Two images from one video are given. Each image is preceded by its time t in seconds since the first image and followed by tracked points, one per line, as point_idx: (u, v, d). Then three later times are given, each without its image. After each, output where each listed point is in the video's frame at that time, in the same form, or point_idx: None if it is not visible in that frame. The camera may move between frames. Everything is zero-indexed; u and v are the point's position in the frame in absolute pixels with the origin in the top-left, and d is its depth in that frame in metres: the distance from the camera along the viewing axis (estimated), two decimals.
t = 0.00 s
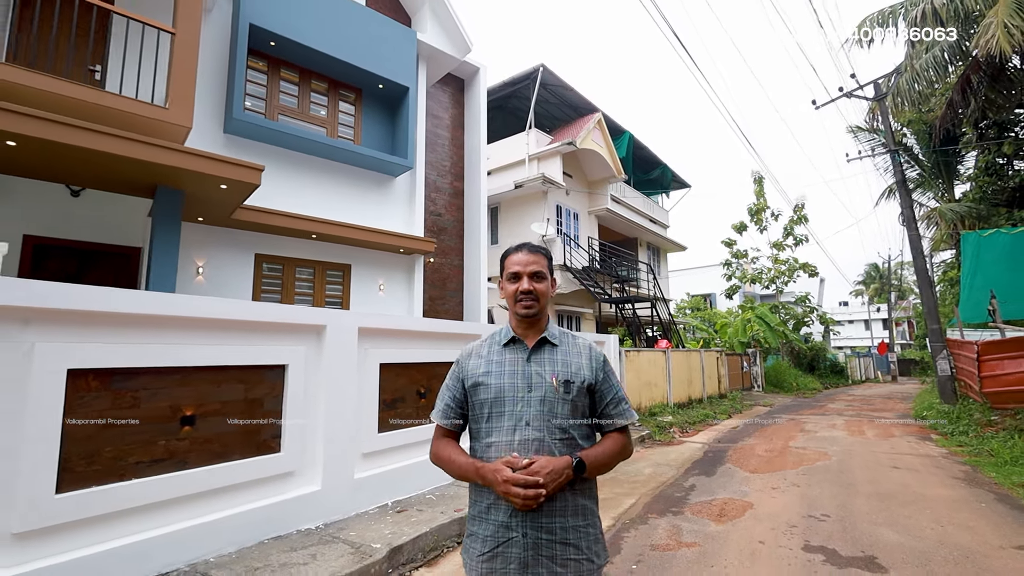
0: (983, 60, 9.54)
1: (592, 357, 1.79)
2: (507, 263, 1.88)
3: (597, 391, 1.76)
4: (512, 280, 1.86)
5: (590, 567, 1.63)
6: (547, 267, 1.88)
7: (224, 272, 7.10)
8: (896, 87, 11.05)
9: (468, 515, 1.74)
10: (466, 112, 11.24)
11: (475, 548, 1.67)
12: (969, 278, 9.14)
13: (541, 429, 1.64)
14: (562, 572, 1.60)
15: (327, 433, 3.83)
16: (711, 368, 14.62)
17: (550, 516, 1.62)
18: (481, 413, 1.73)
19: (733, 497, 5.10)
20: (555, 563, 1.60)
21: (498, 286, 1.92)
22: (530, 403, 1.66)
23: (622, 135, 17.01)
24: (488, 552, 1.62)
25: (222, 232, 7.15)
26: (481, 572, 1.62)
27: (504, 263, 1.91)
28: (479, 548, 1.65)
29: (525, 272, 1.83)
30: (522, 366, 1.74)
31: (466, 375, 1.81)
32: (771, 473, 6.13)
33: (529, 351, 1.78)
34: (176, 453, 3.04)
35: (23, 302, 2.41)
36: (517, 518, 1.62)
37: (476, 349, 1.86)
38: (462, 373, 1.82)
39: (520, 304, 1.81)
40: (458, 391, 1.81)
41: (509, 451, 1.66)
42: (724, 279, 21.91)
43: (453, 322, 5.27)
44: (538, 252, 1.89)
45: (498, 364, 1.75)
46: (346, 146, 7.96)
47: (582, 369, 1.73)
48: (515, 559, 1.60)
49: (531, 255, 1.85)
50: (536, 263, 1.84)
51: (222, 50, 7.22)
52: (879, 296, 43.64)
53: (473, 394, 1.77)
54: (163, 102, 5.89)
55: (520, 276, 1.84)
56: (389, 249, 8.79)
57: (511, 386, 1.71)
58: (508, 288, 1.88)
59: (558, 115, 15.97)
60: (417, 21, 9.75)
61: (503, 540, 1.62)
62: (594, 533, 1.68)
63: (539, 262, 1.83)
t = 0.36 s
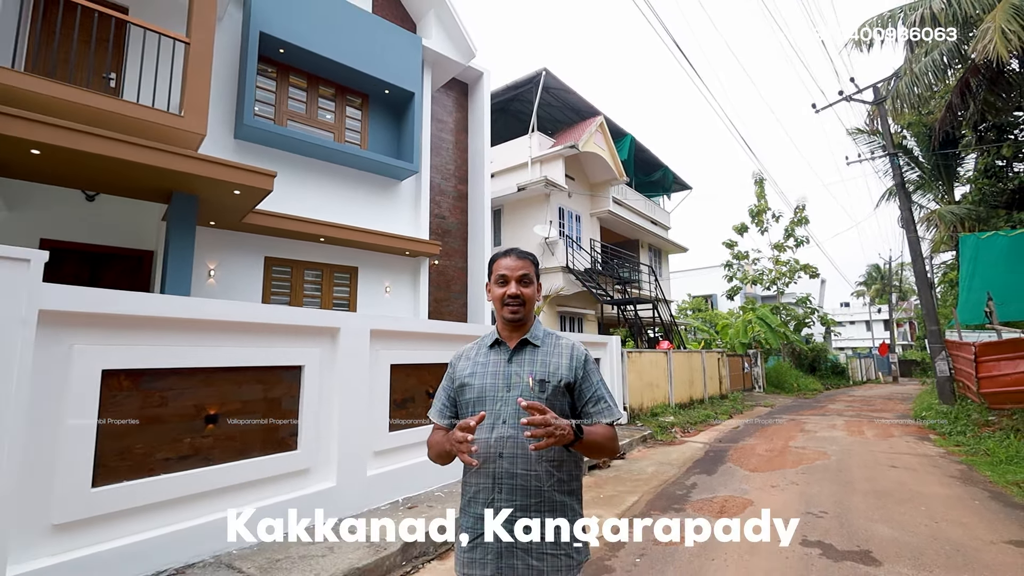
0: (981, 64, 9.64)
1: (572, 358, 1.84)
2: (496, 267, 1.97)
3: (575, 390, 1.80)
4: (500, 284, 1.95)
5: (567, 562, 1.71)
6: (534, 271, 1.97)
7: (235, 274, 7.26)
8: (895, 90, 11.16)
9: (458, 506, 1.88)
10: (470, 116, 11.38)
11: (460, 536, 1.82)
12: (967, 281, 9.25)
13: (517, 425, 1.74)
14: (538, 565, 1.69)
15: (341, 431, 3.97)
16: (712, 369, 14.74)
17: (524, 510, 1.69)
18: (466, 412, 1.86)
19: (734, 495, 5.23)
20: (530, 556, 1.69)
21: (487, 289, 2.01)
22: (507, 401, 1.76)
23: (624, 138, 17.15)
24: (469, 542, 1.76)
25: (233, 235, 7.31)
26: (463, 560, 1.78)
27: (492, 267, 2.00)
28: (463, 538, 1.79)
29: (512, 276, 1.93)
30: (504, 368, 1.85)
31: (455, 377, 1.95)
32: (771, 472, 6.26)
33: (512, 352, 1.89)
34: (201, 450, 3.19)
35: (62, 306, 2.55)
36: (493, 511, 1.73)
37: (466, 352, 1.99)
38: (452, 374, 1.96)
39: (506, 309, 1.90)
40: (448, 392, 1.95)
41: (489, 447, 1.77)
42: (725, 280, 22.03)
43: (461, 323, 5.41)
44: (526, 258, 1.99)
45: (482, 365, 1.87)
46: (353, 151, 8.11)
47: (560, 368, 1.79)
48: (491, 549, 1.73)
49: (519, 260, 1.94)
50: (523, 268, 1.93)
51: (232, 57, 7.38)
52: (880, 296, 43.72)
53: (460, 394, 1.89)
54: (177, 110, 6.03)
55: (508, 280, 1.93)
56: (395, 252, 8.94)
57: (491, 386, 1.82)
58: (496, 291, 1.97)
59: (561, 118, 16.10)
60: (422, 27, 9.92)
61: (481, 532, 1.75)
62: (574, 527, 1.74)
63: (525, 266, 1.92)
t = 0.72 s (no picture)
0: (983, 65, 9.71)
1: (572, 363, 1.77)
2: (498, 269, 1.95)
3: (575, 398, 1.74)
4: (503, 287, 1.93)
5: (561, 568, 1.71)
6: (538, 275, 1.94)
7: (246, 276, 7.40)
8: (897, 91, 11.23)
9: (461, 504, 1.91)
10: (475, 118, 11.49)
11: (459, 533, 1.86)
12: (969, 282, 9.34)
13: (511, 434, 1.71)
14: (531, 571, 1.70)
15: (354, 429, 4.10)
16: (715, 369, 14.82)
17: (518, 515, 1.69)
18: (468, 415, 1.86)
19: (736, 492, 5.35)
20: (524, 561, 1.71)
21: (490, 291, 1.99)
22: (503, 407, 1.74)
23: (627, 139, 17.25)
24: (466, 542, 1.80)
25: (243, 237, 7.44)
26: (462, 559, 1.83)
27: (496, 269, 1.98)
28: (462, 538, 1.83)
29: (515, 279, 1.89)
30: (503, 372, 1.83)
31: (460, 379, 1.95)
32: (773, 470, 6.36)
33: (511, 356, 1.86)
34: (223, 446, 3.31)
35: (96, 308, 2.70)
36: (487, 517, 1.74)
37: (471, 354, 2.00)
38: (456, 376, 1.97)
39: (508, 311, 1.89)
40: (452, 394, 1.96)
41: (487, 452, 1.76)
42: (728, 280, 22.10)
43: (468, 324, 5.53)
44: (530, 260, 1.95)
45: (483, 369, 1.87)
46: (361, 154, 8.24)
47: (558, 375, 1.74)
48: (486, 552, 1.75)
49: (522, 263, 1.91)
50: (526, 272, 1.90)
51: (243, 63, 7.52)
52: (882, 296, 43.70)
53: (461, 397, 1.91)
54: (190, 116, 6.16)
55: (510, 284, 1.90)
56: (402, 253, 9.07)
57: (490, 391, 1.81)
58: (499, 293, 1.95)
59: (564, 119, 16.21)
60: (428, 32, 10.05)
61: (478, 533, 1.77)
62: (570, 535, 1.73)
63: (528, 271, 1.88)
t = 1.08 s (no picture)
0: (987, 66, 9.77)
1: (588, 368, 1.70)
2: (525, 258, 1.92)
3: (589, 405, 1.67)
4: (526, 276, 1.90)
5: None
6: (564, 271, 1.92)
7: (258, 277, 7.53)
8: (901, 92, 11.32)
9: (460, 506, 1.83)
10: (481, 120, 11.60)
11: (456, 537, 1.77)
12: (972, 282, 9.42)
13: (519, 438, 1.66)
14: None
15: (370, 426, 4.22)
16: (719, 368, 14.90)
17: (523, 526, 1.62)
18: (473, 412, 1.81)
19: (741, 489, 5.45)
20: (527, 570, 1.63)
21: (510, 279, 1.94)
22: (511, 410, 1.68)
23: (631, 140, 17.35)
24: (464, 547, 1.72)
25: (254, 238, 7.59)
26: (459, 563, 1.74)
27: (522, 259, 1.95)
28: (460, 540, 1.75)
29: (541, 270, 1.87)
30: (513, 372, 1.76)
31: (466, 374, 1.90)
32: (777, 468, 6.45)
33: (524, 355, 1.81)
34: (247, 442, 3.44)
35: (131, 309, 2.82)
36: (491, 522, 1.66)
37: (481, 348, 1.95)
38: (463, 370, 1.92)
39: (526, 303, 1.84)
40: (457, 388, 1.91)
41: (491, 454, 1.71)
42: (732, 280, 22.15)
43: (478, 325, 5.64)
44: (560, 255, 1.93)
45: (492, 367, 1.81)
46: (369, 156, 8.35)
47: (573, 380, 1.67)
48: (487, 558, 1.67)
49: (552, 256, 1.89)
50: (552, 265, 1.88)
51: (255, 67, 7.65)
52: (887, 296, 43.63)
53: (467, 394, 1.86)
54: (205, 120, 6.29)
55: (534, 274, 1.87)
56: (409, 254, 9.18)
57: (498, 391, 1.75)
58: (519, 282, 1.91)
59: (568, 121, 16.32)
60: (435, 35, 10.18)
61: (480, 538, 1.69)
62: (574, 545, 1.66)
63: (556, 264, 1.86)
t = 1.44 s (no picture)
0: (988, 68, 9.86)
1: (606, 362, 1.73)
2: (525, 261, 1.84)
3: (607, 397, 1.69)
4: (529, 280, 1.83)
5: None
6: (567, 268, 1.84)
7: (268, 279, 7.68)
8: (902, 94, 11.44)
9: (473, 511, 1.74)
10: (485, 123, 11.73)
11: (475, 545, 1.68)
12: (971, 283, 9.55)
13: (544, 434, 1.62)
14: None
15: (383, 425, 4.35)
16: (721, 369, 15.01)
17: (551, 526, 1.57)
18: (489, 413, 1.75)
19: (744, 487, 5.57)
20: (555, 571, 1.59)
21: (515, 284, 1.88)
22: (535, 406, 1.64)
23: (633, 142, 17.47)
24: (486, 553, 1.63)
25: (264, 241, 7.73)
26: (480, 570, 1.65)
27: (522, 261, 1.87)
28: (479, 548, 1.66)
29: (544, 272, 1.80)
30: (532, 369, 1.74)
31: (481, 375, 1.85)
32: (779, 467, 6.57)
33: (541, 353, 1.78)
34: (268, 440, 3.57)
35: (161, 313, 2.95)
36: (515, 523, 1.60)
37: (492, 349, 1.91)
38: (477, 371, 1.88)
39: (536, 305, 1.78)
40: (472, 390, 1.86)
41: (513, 453, 1.66)
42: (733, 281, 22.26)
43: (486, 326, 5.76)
44: (559, 252, 1.85)
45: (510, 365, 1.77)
46: (376, 160, 8.49)
47: (593, 375, 1.69)
48: (512, 563, 1.60)
49: (551, 255, 1.81)
50: (555, 264, 1.80)
51: (265, 73, 7.78)
52: (888, 297, 43.68)
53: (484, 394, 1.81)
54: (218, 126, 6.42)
55: (538, 277, 1.80)
56: (416, 256, 9.32)
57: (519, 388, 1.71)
58: (524, 287, 1.85)
59: (571, 123, 16.45)
60: (441, 40, 10.32)
61: (502, 543, 1.62)
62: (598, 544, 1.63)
63: (558, 262, 1.78)
